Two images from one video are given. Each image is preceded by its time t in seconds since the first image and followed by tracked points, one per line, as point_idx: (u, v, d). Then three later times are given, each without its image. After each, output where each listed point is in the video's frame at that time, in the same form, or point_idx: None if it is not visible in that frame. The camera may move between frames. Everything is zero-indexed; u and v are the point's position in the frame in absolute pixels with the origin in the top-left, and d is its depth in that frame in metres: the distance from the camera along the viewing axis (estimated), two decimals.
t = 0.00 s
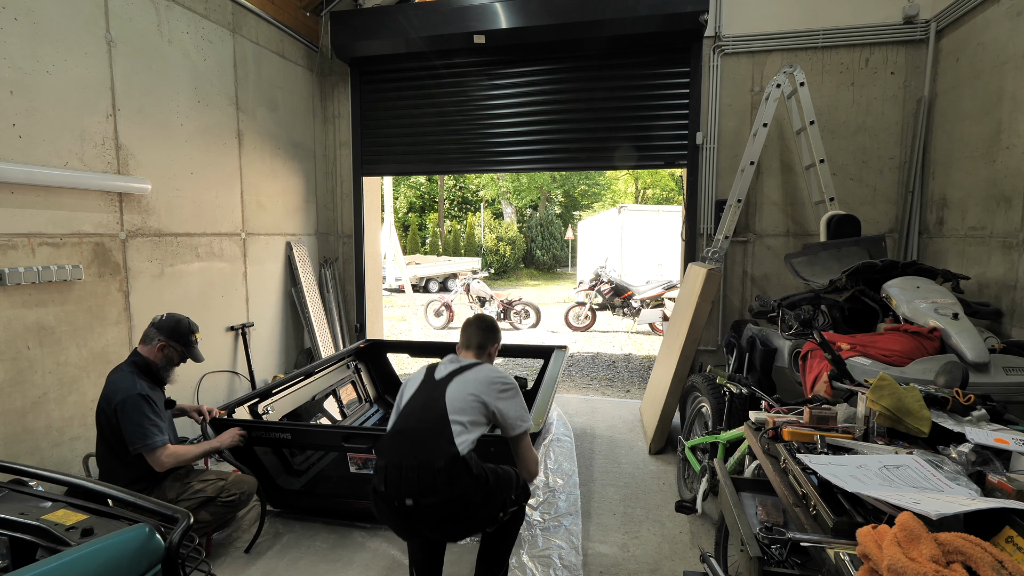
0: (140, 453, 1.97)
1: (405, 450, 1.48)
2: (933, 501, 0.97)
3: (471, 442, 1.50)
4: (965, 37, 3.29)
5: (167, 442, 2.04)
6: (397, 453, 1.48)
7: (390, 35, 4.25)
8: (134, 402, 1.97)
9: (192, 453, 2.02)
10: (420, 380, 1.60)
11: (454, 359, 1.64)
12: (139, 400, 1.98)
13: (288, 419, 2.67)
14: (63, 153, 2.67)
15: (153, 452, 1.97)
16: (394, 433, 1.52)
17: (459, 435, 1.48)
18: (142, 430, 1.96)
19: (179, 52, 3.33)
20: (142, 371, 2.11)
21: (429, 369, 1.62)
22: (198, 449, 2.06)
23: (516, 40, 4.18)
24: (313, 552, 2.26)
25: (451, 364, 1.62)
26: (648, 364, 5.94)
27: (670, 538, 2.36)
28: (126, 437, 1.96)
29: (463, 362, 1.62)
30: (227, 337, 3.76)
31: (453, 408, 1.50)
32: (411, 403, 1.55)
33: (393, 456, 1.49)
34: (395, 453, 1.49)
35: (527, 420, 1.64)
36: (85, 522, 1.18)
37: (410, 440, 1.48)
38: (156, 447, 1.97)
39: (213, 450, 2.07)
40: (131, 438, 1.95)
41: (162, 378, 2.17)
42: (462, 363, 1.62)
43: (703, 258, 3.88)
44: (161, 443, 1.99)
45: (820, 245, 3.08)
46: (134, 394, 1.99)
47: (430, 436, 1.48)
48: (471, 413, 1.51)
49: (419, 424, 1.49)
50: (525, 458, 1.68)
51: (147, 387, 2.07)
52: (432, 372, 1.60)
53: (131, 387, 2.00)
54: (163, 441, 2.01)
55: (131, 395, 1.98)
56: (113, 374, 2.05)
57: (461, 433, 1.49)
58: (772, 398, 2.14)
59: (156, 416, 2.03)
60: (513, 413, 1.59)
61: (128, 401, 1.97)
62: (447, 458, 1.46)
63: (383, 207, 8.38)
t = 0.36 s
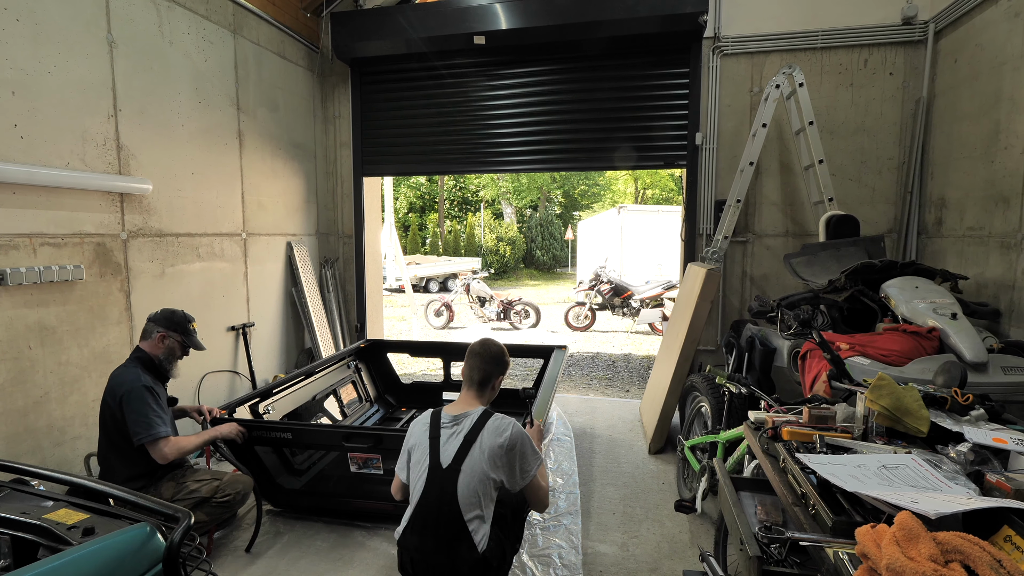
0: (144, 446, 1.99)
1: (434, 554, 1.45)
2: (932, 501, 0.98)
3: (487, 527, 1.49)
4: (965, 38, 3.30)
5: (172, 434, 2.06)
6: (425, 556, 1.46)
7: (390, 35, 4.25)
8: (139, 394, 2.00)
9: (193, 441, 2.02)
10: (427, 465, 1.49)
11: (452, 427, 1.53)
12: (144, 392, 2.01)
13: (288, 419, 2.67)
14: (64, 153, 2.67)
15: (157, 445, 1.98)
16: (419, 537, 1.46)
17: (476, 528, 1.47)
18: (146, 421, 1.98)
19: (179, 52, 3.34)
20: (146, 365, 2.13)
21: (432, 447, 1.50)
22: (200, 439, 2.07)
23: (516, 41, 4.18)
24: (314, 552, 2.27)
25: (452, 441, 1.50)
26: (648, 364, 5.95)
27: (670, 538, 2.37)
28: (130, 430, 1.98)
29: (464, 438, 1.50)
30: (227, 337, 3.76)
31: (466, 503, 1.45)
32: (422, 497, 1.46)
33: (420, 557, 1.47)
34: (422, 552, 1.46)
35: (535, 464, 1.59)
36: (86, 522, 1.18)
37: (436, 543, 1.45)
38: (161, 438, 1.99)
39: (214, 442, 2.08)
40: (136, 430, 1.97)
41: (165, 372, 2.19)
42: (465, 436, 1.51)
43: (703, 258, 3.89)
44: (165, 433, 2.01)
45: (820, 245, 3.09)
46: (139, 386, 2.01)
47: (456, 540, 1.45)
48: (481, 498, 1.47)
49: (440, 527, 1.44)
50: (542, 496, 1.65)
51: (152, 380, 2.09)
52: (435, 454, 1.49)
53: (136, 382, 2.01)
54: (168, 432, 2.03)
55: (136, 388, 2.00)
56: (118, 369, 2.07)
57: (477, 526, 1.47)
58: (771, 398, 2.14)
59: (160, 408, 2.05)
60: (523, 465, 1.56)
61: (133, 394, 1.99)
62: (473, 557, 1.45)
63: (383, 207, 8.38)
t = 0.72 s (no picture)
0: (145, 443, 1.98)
1: (441, 536, 1.50)
2: (933, 501, 0.97)
3: (492, 511, 1.53)
4: (965, 37, 3.30)
5: (173, 432, 2.06)
6: (432, 538, 1.51)
7: (389, 35, 4.25)
8: (139, 389, 2.00)
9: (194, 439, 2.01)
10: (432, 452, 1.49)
11: (457, 413, 1.51)
12: (144, 386, 2.01)
13: (287, 419, 2.67)
14: (63, 153, 2.67)
15: (156, 441, 1.98)
16: (427, 519, 1.49)
17: (481, 513, 1.51)
18: (146, 417, 1.98)
19: (179, 52, 3.34)
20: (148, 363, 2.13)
21: (436, 433, 1.49)
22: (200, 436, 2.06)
23: (516, 40, 4.18)
24: (313, 552, 2.26)
25: (456, 429, 1.49)
26: (648, 364, 5.94)
27: (670, 538, 2.36)
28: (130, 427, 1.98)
29: (468, 426, 1.49)
30: (227, 337, 3.76)
31: (472, 491, 1.47)
32: (428, 483, 1.48)
33: (427, 538, 1.51)
34: (429, 534, 1.50)
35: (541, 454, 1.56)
36: (85, 522, 1.18)
37: (443, 526, 1.49)
38: (160, 434, 1.99)
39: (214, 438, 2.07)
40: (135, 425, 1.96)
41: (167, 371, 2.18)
42: (468, 424, 1.49)
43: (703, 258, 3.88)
44: (166, 430, 2.01)
45: (820, 245, 3.08)
46: (140, 382, 2.02)
47: (462, 524, 1.49)
48: (485, 486, 1.49)
49: (447, 512, 1.48)
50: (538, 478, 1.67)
51: (154, 377, 2.10)
52: (439, 442, 1.48)
53: (136, 379, 2.02)
54: (168, 429, 2.02)
55: (137, 384, 2.01)
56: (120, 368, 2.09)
57: (481, 511, 1.51)
58: (771, 398, 2.14)
59: (162, 405, 2.05)
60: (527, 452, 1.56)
61: (134, 390, 1.99)
62: (477, 539, 1.51)
63: (383, 207, 8.38)
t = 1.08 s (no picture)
0: (149, 445, 1.98)
1: (434, 535, 1.51)
2: (933, 501, 0.98)
3: (486, 513, 1.55)
4: (965, 37, 3.30)
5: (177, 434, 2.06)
6: (427, 536, 1.52)
7: (389, 35, 4.25)
8: (146, 390, 2.00)
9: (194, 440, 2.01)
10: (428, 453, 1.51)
11: (457, 417, 1.52)
12: (150, 388, 2.01)
13: (288, 419, 2.67)
14: (64, 153, 2.67)
15: (161, 443, 1.98)
16: (421, 517, 1.51)
17: (474, 515, 1.53)
18: (153, 418, 1.98)
19: (179, 52, 3.34)
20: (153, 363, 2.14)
21: (433, 435, 1.50)
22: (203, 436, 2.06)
23: (516, 40, 4.18)
24: (313, 552, 2.26)
25: (453, 434, 1.50)
26: (648, 364, 5.95)
27: (670, 538, 2.37)
28: (136, 428, 1.97)
29: (466, 431, 1.49)
30: (227, 337, 3.76)
31: (465, 495, 1.49)
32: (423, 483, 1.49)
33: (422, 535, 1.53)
34: (423, 532, 1.52)
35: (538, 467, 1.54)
36: (86, 522, 1.18)
37: (436, 525, 1.50)
38: (165, 436, 1.99)
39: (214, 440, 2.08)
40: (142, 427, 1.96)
41: (171, 370, 2.19)
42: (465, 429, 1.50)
43: (703, 258, 3.88)
44: (171, 431, 2.01)
45: (820, 245, 3.08)
46: (146, 383, 2.02)
47: (455, 525, 1.50)
48: (479, 491, 1.50)
49: (441, 512, 1.49)
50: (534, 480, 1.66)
51: (159, 378, 2.10)
52: (436, 443, 1.49)
53: (142, 379, 2.02)
54: (173, 430, 2.03)
55: (143, 384, 2.01)
56: (125, 368, 2.08)
57: (476, 513, 1.53)
58: (771, 398, 2.14)
59: (167, 406, 2.05)
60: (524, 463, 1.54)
61: (141, 391, 2.00)
62: (470, 539, 1.53)
63: (383, 207, 8.38)
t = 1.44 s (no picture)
0: (149, 449, 1.98)
1: (427, 535, 1.52)
2: (933, 501, 0.97)
3: (479, 514, 1.55)
4: (965, 37, 3.29)
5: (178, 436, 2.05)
6: (421, 535, 1.53)
7: (389, 35, 4.25)
8: (150, 392, 2.00)
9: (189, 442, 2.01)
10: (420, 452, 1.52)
11: (450, 417, 1.52)
12: (155, 390, 2.01)
13: (288, 419, 2.67)
14: (64, 153, 2.67)
15: (161, 446, 1.98)
16: (415, 517, 1.51)
17: (466, 516, 1.53)
18: (154, 421, 1.98)
19: (179, 52, 3.33)
20: (157, 364, 2.14)
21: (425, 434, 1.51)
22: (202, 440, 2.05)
23: (516, 40, 4.18)
24: (312, 552, 2.26)
25: (445, 434, 1.50)
26: (648, 364, 5.94)
27: (670, 538, 2.36)
28: (137, 430, 1.97)
29: (456, 431, 1.49)
30: (227, 337, 3.76)
31: (455, 495, 1.49)
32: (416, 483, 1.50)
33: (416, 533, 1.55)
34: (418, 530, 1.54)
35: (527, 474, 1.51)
36: (85, 522, 1.18)
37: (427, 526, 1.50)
38: (165, 440, 1.98)
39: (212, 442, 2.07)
40: (144, 430, 1.96)
41: (176, 371, 2.19)
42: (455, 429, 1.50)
43: (703, 258, 3.88)
44: (171, 434, 2.00)
45: (820, 245, 3.08)
46: (149, 385, 2.02)
47: (447, 526, 1.50)
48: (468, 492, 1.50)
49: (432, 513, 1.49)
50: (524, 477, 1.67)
51: (162, 379, 2.10)
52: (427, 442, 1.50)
53: (145, 381, 2.02)
54: (175, 433, 2.02)
55: (146, 386, 2.01)
56: (128, 369, 2.08)
57: (469, 512, 1.53)
58: (771, 398, 2.14)
59: (168, 408, 2.05)
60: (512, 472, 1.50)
61: (144, 393, 2.00)
62: (462, 539, 1.53)
63: (383, 207, 8.39)
